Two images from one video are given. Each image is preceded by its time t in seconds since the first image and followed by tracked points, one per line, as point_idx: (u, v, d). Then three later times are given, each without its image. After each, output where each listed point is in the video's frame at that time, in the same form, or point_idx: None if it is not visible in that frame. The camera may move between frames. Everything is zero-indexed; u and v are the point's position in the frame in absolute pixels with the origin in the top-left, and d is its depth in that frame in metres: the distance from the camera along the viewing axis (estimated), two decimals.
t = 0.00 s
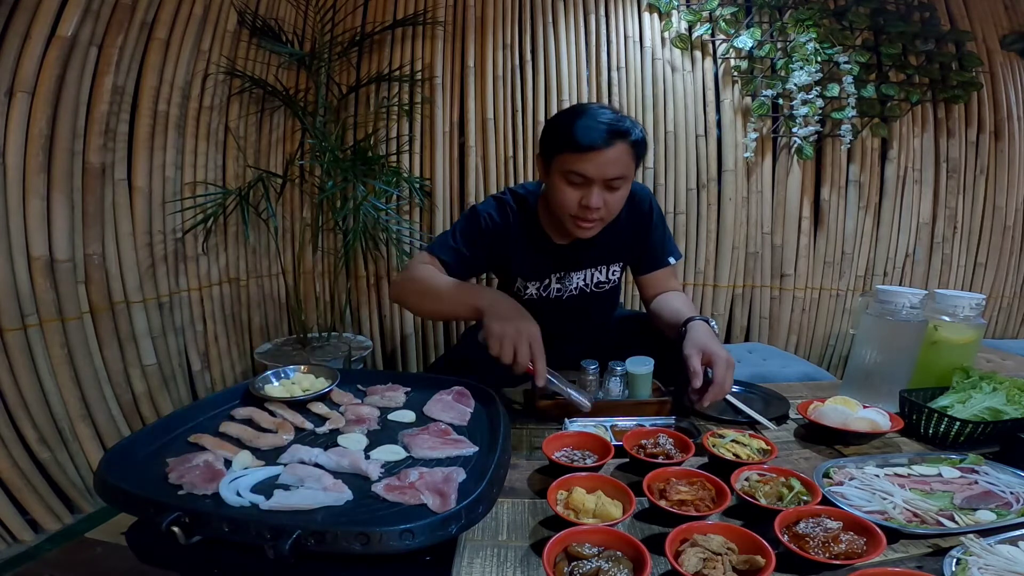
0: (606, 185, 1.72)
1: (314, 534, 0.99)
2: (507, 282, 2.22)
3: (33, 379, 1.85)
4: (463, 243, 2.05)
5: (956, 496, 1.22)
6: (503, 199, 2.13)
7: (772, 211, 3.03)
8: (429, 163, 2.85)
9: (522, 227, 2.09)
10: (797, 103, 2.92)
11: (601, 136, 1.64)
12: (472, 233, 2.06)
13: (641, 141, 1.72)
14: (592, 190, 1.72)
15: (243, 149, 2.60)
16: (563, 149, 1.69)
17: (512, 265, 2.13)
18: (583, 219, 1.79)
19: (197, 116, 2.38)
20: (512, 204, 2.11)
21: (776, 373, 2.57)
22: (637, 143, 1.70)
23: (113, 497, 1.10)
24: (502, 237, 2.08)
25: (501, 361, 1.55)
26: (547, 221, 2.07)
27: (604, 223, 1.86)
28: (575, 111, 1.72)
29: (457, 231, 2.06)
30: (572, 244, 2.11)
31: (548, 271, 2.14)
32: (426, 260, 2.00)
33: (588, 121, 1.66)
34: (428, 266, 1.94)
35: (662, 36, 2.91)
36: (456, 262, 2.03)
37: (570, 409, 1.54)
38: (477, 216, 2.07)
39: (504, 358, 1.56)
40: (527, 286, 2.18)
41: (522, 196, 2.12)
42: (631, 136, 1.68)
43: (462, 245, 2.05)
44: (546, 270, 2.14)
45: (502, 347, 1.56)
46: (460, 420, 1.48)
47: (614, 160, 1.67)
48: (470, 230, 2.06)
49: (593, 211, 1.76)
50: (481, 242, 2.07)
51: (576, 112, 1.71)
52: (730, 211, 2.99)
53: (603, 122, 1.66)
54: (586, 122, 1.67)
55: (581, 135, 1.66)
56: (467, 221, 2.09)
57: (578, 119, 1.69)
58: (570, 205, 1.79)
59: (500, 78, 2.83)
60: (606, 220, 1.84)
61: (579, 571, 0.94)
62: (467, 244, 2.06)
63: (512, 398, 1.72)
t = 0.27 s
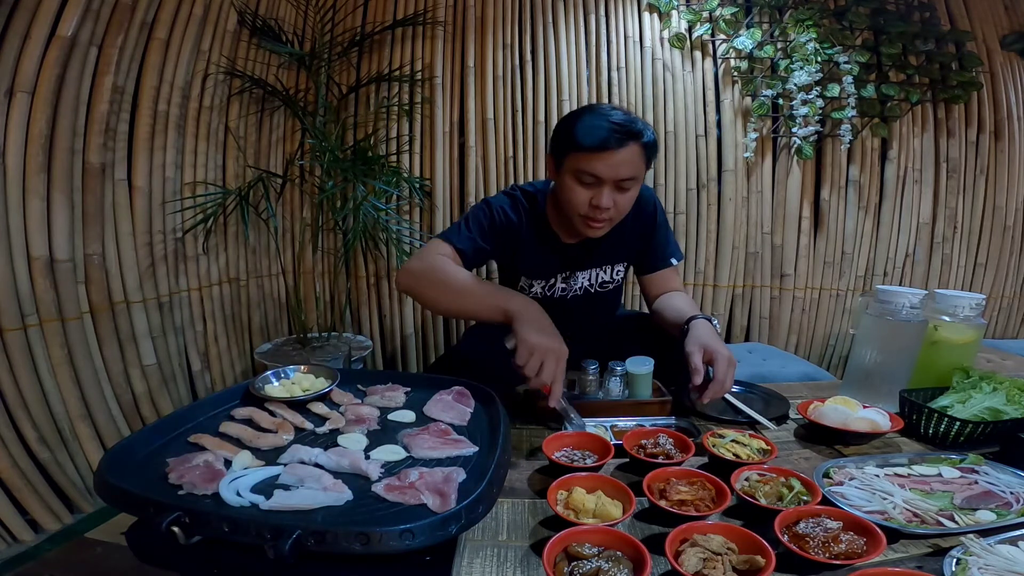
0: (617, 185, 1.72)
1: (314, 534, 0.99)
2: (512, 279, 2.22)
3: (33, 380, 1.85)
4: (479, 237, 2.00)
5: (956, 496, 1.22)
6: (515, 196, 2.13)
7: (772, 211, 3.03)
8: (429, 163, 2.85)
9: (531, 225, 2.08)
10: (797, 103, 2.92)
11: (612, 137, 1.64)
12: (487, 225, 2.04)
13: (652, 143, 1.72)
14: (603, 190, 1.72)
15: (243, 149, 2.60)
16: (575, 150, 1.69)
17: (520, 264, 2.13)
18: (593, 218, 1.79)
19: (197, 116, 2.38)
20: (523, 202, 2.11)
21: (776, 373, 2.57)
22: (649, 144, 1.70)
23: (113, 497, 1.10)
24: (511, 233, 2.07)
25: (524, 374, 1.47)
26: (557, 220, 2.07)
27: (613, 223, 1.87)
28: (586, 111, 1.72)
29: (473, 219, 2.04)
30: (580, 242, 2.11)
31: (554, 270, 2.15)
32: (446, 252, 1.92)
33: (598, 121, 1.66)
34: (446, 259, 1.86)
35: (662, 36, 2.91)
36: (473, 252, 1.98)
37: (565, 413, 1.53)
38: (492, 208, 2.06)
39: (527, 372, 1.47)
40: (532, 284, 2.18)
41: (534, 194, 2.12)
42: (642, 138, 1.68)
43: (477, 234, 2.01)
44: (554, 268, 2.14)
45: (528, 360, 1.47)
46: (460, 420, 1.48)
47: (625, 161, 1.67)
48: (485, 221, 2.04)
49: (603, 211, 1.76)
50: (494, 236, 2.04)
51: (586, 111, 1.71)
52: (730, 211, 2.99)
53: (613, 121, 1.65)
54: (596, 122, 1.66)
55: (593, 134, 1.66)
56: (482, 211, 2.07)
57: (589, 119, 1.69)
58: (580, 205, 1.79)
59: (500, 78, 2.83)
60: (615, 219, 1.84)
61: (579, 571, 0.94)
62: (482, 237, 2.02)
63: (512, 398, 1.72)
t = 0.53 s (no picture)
0: (622, 184, 1.72)
1: (314, 534, 0.99)
2: (515, 277, 2.21)
3: (33, 380, 1.85)
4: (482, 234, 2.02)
5: (956, 496, 1.22)
6: (520, 194, 2.14)
7: (772, 211, 3.03)
8: (429, 163, 2.85)
9: (536, 223, 2.08)
10: (797, 103, 2.92)
11: (618, 135, 1.64)
12: (492, 222, 2.05)
13: (658, 144, 1.72)
14: (609, 188, 1.73)
15: (244, 149, 2.60)
16: (581, 148, 1.70)
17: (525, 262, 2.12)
18: (598, 216, 1.80)
19: (197, 116, 2.38)
20: (529, 200, 2.11)
21: (776, 373, 2.57)
22: (655, 145, 1.71)
23: (114, 497, 1.10)
24: (516, 232, 2.08)
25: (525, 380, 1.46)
26: (562, 218, 2.06)
27: (618, 222, 1.87)
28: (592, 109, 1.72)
29: (477, 216, 2.05)
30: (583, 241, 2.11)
31: (557, 269, 2.14)
32: (450, 251, 1.92)
33: (604, 120, 1.67)
34: (450, 258, 1.85)
35: (662, 36, 2.91)
36: (477, 248, 1.99)
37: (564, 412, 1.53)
38: (497, 206, 2.07)
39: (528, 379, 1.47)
40: (535, 282, 2.17)
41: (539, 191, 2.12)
42: (648, 136, 1.68)
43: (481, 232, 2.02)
44: (558, 267, 2.14)
45: (529, 366, 1.46)
46: (460, 420, 1.48)
47: (631, 160, 1.67)
48: (491, 219, 2.05)
49: (609, 210, 1.77)
50: (498, 233, 2.05)
51: (592, 110, 1.71)
52: (730, 211, 2.99)
53: (619, 121, 1.66)
54: (602, 121, 1.67)
55: (599, 133, 1.66)
56: (486, 209, 2.07)
57: (594, 117, 1.70)
58: (585, 204, 1.79)
59: (500, 78, 2.83)
60: (620, 219, 1.84)
61: (579, 571, 0.94)
62: (486, 233, 2.03)
63: (512, 399, 1.72)
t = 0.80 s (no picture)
0: (623, 181, 1.72)
1: (314, 534, 0.99)
2: (515, 275, 2.21)
3: (33, 380, 1.85)
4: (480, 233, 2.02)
5: (956, 496, 1.22)
6: (520, 193, 2.14)
7: (772, 211, 3.03)
8: (429, 163, 2.85)
9: (535, 222, 2.08)
10: (797, 103, 2.92)
11: (619, 132, 1.65)
12: (490, 223, 2.05)
13: (659, 142, 1.72)
14: (610, 185, 1.72)
15: (243, 149, 2.60)
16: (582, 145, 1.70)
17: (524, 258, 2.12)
18: (599, 214, 1.79)
19: (197, 116, 2.38)
20: (529, 199, 2.11)
21: (776, 373, 2.57)
22: (656, 142, 1.71)
23: (114, 497, 1.10)
24: (516, 232, 2.08)
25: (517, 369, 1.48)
26: (562, 216, 2.06)
27: (619, 221, 1.86)
28: (592, 108, 1.72)
29: (475, 218, 2.05)
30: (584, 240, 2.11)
31: (557, 268, 2.14)
32: (447, 250, 1.93)
33: (604, 118, 1.67)
34: (446, 256, 1.87)
35: (662, 36, 2.91)
36: (476, 248, 1.99)
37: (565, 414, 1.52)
38: (496, 207, 2.07)
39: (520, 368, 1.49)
40: (536, 281, 2.18)
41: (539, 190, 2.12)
42: (649, 134, 1.68)
43: (479, 231, 2.02)
44: (559, 265, 2.14)
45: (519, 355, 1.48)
46: (460, 420, 1.48)
47: (632, 157, 1.67)
48: (488, 219, 2.05)
49: (610, 207, 1.76)
50: (496, 233, 2.06)
51: (592, 108, 1.71)
52: (730, 211, 2.99)
53: (621, 119, 1.66)
54: (602, 119, 1.67)
55: (599, 131, 1.67)
56: (485, 210, 2.08)
57: (593, 115, 1.70)
58: (586, 201, 1.78)
59: (500, 78, 2.83)
60: (621, 217, 1.83)
61: (579, 571, 0.94)
62: (485, 233, 2.04)
63: (512, 399, 1.72)
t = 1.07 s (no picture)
0: (621, 178, 1.73)
1: (314, 534, 0.99)
2: (515, 274, 2.21)
3: (33, 380, 1.85)
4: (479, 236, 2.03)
5: (956, 497, 1.22)
6: (519, 194, 2.14)
7: (772, 211, 3.03)
8: (429, 163, 2.85)
9: (534, 223, 2.08)
10: (797, 103, 2.92)
11: (616, 128, 1.66)
12: (488, 224, 2.06)
13: (658, 141, 1.73)
14: (607, 181, 1.73)
15: (243, 149, 2.60)
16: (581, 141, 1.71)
17: (524, 258, 2.12)
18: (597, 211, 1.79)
19: (197, 116, 2.38)
20: (527, 199, 2.12)
21: (776, 373, 2.57)
22: (654, 141, 1.72)
23: (114, 497, 1.10)
24: (515, 233, 2.08)
25: (511, 368, 1.52)
26: (562, 216, 2.06)
27: (617, 219, 1.87)
28: (591, 106, 1.73)
29: (473, 220, 2.05)
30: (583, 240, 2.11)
31: (558, 268, 2.14)
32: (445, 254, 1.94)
33: (603, 116, 1.67)
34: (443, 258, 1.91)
35: (662, 36, 2.91)
36: (474, 251, 2.00)
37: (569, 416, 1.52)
38: (494, 208, 2.08)
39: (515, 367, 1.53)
40: (535, 280, 2.17)
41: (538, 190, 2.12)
42: (647, 131, 1.69)
43: (478, 233, 2.02)
44: (559, 265, 2.13)
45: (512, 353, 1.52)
46: (460, 420, 1.47)
47: (630, 153, 1.68)
48: (487, 221, 2.06)
49: (607, 204, 1.76)
50: (495, 235, 2.06)
51: (592, 106, 1.72)
52: (730, 211, 2.99)
53: (620, 116, 1.66)
54: (601, 116, 1.68)
55: (597, 129, 1.68)
56: (483, 211, 2.08)
57: (591, 112, 1.71)
58: (584, 198, 1.79)
59: (500, 78, 2.83)
60: (619, 214, 1.84)
61: (579, 571, 0.94)
62: (483, 235, 2.04)
63: (512, 399, 1.71)
